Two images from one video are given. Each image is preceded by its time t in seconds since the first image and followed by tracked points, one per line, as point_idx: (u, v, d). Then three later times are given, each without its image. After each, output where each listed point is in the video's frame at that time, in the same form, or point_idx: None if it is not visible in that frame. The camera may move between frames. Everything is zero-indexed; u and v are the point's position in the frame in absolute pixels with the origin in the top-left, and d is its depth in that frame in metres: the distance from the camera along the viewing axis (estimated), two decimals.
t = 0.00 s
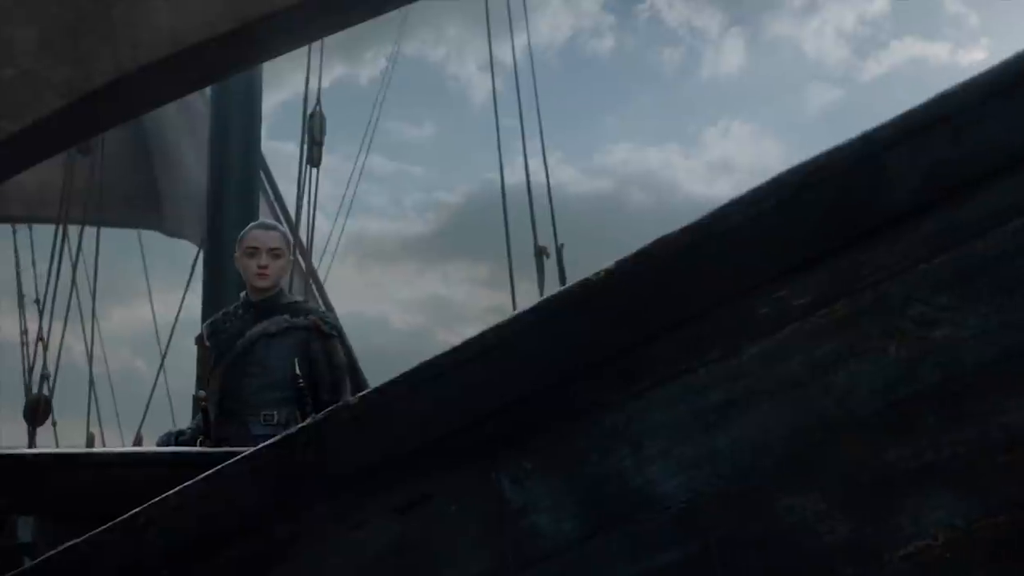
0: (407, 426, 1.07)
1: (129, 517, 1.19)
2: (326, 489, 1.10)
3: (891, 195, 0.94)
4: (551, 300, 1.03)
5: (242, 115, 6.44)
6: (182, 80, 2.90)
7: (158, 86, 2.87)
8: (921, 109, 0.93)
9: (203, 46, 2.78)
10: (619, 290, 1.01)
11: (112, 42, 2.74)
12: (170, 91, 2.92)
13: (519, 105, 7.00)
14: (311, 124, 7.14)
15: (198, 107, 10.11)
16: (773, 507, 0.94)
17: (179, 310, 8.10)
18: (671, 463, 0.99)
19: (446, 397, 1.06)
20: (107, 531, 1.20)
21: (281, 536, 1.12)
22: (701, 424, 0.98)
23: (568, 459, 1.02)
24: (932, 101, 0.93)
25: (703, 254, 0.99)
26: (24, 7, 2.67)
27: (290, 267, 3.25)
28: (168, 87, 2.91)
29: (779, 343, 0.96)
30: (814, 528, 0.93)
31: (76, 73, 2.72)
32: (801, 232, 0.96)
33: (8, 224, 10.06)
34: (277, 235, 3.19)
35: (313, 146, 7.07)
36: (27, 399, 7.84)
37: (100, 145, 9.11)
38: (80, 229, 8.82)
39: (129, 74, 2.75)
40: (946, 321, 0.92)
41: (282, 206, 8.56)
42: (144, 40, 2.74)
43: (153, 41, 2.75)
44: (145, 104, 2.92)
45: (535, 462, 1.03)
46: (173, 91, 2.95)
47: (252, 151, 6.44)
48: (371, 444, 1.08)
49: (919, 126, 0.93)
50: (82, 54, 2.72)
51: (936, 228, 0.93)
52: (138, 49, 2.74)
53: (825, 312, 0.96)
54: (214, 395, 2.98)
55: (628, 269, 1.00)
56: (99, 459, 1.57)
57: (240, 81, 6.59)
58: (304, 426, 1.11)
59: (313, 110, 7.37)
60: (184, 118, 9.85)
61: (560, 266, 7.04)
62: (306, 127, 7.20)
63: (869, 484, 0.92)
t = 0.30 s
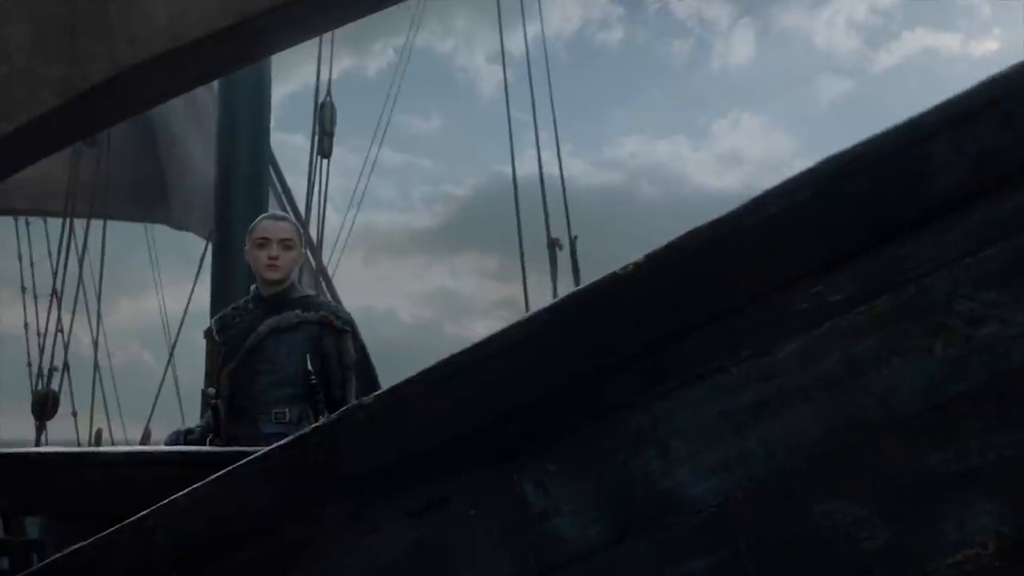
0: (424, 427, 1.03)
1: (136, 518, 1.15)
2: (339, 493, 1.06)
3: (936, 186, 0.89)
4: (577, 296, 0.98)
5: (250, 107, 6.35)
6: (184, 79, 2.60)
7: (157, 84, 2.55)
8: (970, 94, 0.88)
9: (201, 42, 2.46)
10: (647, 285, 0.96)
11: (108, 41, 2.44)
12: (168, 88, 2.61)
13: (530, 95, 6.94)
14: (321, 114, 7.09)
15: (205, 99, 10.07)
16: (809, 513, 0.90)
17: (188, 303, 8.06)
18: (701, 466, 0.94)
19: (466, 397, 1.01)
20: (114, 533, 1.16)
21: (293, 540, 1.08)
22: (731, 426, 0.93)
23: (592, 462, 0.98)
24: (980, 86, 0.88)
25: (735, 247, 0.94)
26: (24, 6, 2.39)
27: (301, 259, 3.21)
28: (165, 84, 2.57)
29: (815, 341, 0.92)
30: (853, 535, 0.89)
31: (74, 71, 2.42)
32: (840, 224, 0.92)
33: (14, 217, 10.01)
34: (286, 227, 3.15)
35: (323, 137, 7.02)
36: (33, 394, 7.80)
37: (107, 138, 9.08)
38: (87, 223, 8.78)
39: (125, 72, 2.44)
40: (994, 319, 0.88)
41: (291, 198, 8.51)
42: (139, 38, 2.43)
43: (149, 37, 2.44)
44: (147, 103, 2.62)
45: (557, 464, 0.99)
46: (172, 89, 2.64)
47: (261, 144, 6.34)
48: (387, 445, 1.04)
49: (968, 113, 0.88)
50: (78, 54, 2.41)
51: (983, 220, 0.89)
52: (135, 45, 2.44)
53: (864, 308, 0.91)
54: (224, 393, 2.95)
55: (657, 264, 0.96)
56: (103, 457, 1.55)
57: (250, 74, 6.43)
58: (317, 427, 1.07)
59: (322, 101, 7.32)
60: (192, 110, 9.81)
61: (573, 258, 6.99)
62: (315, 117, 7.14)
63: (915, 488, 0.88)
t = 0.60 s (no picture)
0: (440, 430, 0.99)
1: (140, 525, 1.11)
2: (351, 498, 1.02)
3: (979, 179, 0.85)
4: (598, 296, 0.94)
5: (254, 100, 6.29)
6: (178, 70, 3.32)
7: (156, 75, 3.30)
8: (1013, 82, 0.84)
9: (199, 37, 3.21)
10: (672, 283, 0.92)
11: (105, 35, 3.19)
12: (170, 79, 3.39)
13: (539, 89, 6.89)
14: (328, 107, 7.05)
15: (209, 94, 10.04)
16: (844, 523, 0.86)
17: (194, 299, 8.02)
18: (729, 473, 0.90)
19: (484, 399, 0.98)
20: (120, 538, 1.12)
21: (303, 547, 1.04)
22: (762, 431, 0.89)
23: (615, 467, 0.94)
24: None
25: (766, 242, 0.90)
26: (24, 7, 3.13)
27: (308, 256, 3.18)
28: (167, 76, 3.34)
29: (851, 342, 0.88)
30: (889, 546, 0.84)
31: (65, 67, 3.17)
32: (876, 220, 0.88)
33: (18, 213, 9.99)
34: (293, 222, 3.12)
35: (330, 131, 6.99)
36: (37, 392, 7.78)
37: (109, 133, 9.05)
38: (90, 218, 8.76)
39: (120, 63, 3.19)
40: None
41: (297, 194, 8.48)
42: (138, 33, 3.16)
43: (146, 35, 3.17)
44: (155, 93, 3.41)
45: (579, 471, 0.95)
46: (169, 83, 3.41)
47: (266, 138, 6.30)
48: (401, 449, 1.00)
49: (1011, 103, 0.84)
50: (78, 49, 3.17)
51: None
52: (132, 40, 3.17)
53: (903, 307, 0.87)
54: (230, 393, 2.89)
55: (683, 262, 0.92)
56: (105, 459, 1.53)
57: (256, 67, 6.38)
58: (328, 430, 1.03)
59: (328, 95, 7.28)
60: (195, 105, 9.78)
61: (583, 255, 6.95)
62: (322, 112, 7.11)
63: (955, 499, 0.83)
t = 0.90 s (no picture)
0: (455, 432, 0.95)
1: (143, 530, 1.07)
2: (363, 503, 0.98)
3: None
4: (622, 294, 0.90)
5: (262, 90, 6.25)
6: (173, 62, 3.03)
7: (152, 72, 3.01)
8: None
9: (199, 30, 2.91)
10: (700, 281, 0.88)
11: (96, 32, 2.90)
12: (169, 74, 3.10)
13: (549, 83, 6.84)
14: (335, 99, 7.00)
15: (214, 88, 10.00)
16: (880, 532, 0.82)
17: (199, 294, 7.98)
18: (760, 478, 0.86)
19: (502, 400, 0.93)
20: (122, 543, 1.08)
21: (314, 552, 1.00)
22: (794, 434, 0.86)
23: (638, 472, 0.89)
24: None
25: (799, 236, 0.86)
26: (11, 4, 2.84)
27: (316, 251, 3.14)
28: (165, 71, 3.04)
29: (889, 341, 0.84)
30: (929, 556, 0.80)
31: (57, 64, 2.88)
32: (916, 214, 0.83)
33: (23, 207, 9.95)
34: (300, 217, 3.08)
35: (336, 124, 6.95)
36: (41, 389, 7.76)
37: (112, 126, 9.00)
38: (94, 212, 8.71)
39: (113, 60, 2.90)
40: None
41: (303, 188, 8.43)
42: (130, 26, 2.89)
43: (141, 26, 2.89)
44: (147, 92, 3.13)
45: (600, 476, 0.91)
46: (166, 79, 3.13)
47: (273, 129, 6.24)
48: (416, 452, 0.96)
49: None
50: (70, 45, 2.88)
51: None
52: (124, 34, 2.90)
53: (944, 305, 0.83)
54: (236, 393, 2.86)
55: (712, 258, 0.88)
56: (105, 459, 1.54)
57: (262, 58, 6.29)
58: (339, 432, 0.99)
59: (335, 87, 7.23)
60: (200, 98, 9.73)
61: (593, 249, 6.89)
62: (328, 104, 7.06)
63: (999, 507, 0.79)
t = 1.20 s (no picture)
0: (466, 433, 0.92)
1: (143, 532, 1.04)
2: (369, 506, 0.95)
3: None
4: (639, 290, 0.87)
5: (263, 84, 6.17)
6: (167, 61, 2.94)
7: (141, 73, 2.95)
8: None
9: (187, 28, 2.81)
10: (720, 278, 0.85)
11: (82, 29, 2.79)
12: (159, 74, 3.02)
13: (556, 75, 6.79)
14: (337, 92, 6.97)
15: (216, 82, 9.95)
16: (911, 537, 0.79)
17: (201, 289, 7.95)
18: (785, 483, 0.82)
19: (514, 400, 0.90)
20: (121, 546, 1.05)
21: (319, 557, 0.97)
22: (821, 436, 0.82)
23: (656, 474, 0.86)
24: None
25: (825, 230, 0.82)
26: None
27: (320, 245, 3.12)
28: (156, 71, 2.97)
29: (921, 339, 0.80)
30: (964, 564, 0.77)
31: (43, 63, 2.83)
32: (949, 206, 0.80)
33: (23, 201, 9.91)
34: (304, 209, 3.05)
35: (340, 117, 6.92)
36: (40, 385, 7.73)
37: (113, 120, 8.95)
38: (95, 207, 8.66)
39: (101, 58, 2.85)
40: None
41: (305, 182, 8.40)
42: (117, 25, 2.78)
43: (126, 24, 2.79)
44: (133, 93, 3.05)
45: (616, 479, 0.87)
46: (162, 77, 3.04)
47: (275, 122, 6.19)
48: (425, 453, 0.93)
49: None
50: (55, 41, 2.80)
51: None
52: (110, 32, 2.79)
53: (979, 303, 0.79)
54: (239, 391, 2.82)
55: (733, 254, 0.85)
56: (105, 460, 1.51)
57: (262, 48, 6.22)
58: (345, 433, 0.96)
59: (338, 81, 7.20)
60: (201, 91, 9.67)
61: (598, 243, 6.86)
62: (331, 97, 7.02)
63: None
